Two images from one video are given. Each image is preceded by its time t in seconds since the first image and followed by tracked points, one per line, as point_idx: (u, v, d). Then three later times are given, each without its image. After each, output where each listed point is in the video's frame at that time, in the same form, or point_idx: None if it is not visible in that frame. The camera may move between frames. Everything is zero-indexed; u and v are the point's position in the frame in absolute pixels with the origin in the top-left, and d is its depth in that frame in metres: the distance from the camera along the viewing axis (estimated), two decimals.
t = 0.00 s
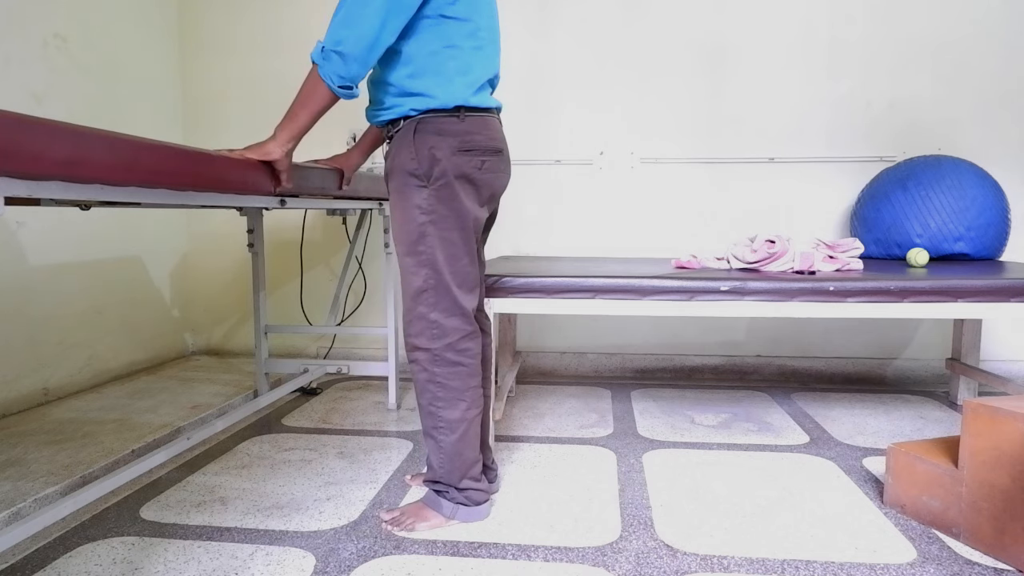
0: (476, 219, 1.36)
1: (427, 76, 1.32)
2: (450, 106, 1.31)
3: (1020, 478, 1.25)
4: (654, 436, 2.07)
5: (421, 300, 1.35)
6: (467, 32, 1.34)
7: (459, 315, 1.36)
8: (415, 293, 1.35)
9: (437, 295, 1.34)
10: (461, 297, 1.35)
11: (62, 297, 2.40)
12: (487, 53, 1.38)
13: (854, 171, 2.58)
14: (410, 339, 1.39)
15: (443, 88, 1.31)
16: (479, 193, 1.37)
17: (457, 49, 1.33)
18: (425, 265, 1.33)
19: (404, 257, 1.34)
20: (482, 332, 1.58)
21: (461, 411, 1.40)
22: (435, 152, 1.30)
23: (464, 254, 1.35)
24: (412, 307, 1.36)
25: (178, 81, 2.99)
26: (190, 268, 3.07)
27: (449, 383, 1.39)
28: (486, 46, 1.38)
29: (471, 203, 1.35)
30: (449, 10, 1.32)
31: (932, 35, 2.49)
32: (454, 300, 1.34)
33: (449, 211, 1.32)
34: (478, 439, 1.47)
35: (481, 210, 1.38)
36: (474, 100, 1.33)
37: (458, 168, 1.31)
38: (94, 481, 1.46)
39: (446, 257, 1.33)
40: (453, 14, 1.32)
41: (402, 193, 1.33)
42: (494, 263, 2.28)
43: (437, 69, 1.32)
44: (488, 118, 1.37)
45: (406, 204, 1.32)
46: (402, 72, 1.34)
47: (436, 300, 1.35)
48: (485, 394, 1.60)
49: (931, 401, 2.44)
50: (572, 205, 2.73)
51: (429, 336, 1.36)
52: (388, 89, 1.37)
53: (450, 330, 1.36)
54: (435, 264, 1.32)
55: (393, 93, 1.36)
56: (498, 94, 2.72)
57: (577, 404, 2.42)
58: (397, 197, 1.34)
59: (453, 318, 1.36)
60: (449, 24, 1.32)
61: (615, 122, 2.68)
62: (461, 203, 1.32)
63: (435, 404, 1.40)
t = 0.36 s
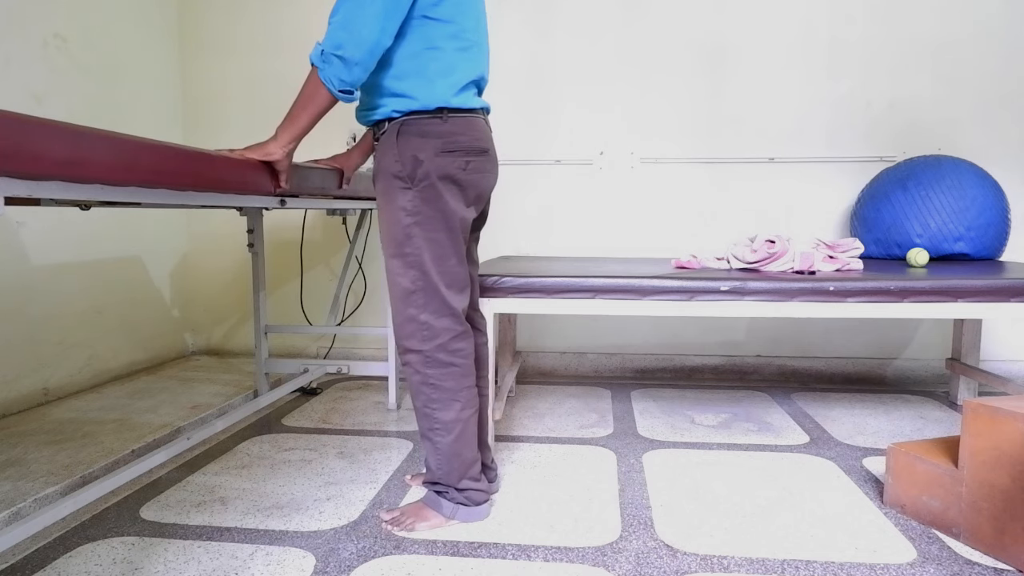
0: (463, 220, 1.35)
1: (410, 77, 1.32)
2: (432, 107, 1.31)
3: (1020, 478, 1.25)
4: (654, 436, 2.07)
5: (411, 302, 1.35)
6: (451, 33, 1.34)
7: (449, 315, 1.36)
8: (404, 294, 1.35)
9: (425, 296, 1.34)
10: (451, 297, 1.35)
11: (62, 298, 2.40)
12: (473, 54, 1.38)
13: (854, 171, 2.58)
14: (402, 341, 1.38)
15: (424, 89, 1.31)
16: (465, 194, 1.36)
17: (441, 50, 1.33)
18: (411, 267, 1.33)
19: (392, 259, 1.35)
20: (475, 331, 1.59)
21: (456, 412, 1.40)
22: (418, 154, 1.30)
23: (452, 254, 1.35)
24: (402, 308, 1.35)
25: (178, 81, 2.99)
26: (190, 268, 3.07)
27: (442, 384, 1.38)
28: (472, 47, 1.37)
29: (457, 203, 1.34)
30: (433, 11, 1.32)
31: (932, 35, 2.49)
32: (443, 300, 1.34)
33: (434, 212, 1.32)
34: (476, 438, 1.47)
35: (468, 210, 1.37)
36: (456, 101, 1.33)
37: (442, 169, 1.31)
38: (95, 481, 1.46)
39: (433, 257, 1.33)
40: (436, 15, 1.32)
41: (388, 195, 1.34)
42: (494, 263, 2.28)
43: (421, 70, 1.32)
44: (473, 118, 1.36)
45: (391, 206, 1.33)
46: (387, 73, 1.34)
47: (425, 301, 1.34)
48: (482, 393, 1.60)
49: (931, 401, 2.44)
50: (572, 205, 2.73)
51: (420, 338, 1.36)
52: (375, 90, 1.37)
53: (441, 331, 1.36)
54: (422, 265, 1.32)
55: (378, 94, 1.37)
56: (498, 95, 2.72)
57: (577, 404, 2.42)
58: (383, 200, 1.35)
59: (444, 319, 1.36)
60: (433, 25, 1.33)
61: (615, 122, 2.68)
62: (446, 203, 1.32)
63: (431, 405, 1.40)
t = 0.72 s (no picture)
0: (445, 209, 1.35)
1: (390, 68, 1.33)
2: (413, 98, 1.32)
3: (1020, 478, 1.25)
4: (654, 436, 2.07)
5: (394, 291, 1.34)
6: (431, 24, 1.34)
7: (433, 304, 1.36)
8: (388, 284, 1.34)
9: (409, 286, 1.34)
10: (435, 287, 1.35)
11: (62, 298, 2.40)
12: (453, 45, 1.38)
13: (854, 171, 2.58)
14: (387, 332, 1.37)
15: (404, 80, 1.32)
16: (447, 183, 1.37)
17: (421, 42, 1.33)
18: (395, 256, 1.32)
19: (375, 249, 1.34)
20: (461, 321, 1.60)
21: (444, 400, 1.40)
22: (399, 144, 1.30)
23: (435, 244, 1.35)
24: (385, 298, 1.35)
25: (178, 80, 2.99)
26: (190, 268, 3.07)
27: (428, 373, 1.38)
28: (452, 39, 1.38)
29: (439, 193, 1.34)
30: (414, 3, 1.32)
31: (932, 35, 2.49)
32: (427, 290, 1.34)
33: (416, 201, 1.32)
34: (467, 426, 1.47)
35: (450, 199, 1.38)
36: (436, 92, 1.33)
37: (424, 159, 1.31)
38: (95, 481, 1.46)
39: (416, 247, 1.32)
40: (417, 6, 1.32)
41: (369, 186, 1.33)
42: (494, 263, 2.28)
43: (400, 61, 1.33)
44: (452, 108, 1.37)
45: (373, 196, 1.32)
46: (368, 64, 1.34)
47: (409, 290, 1.34)
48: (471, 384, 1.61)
49: (931, 401, 2.44)
50: (572, 205, 2.73)
51: (405, 327, 1.36)
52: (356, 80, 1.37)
53: (427, 319, 1.35)
54: (406, 255, 1.32)
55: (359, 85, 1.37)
56: (499, 94, 2.72)
57: (577, 404, 2.42)
58: (365, 190, 1.34)
59: (428, 308, 1.35)
60: (413, 16, 1.32)
61: (615, 121, 2.68)
62: (427, 193, 1.32)
63: (419, 395, 1.39)
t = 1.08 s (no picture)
0: (432, 188, 1.35)
1: (379, 47, 1.33)
2: (403, 76, 1.32)
3: (1020, 478, 1.25)
4: (654, 436, 2.07)
5: (379, 270, 1.33)
6: (419, 4, 1.35)
7: (418, 285, 1.35)
8: (372, 263, 1.33)
9: (395, 265, 1.33)
10: (420, 267, 1.34)
11: (62, 298, 2.40)
12: (440, 26, 1.39)
13: (854, 171, 2.58)
14: (370, 312, 1.36)
15: (393, 59, 1.32)
16: (435, 163, 1.37)
17: (409, 21, 1.34)
18: (381, 234, 1.31)
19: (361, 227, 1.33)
20: (445, 304, 1.62)
21: (428, 380, 1.38)
22: (390, 121, 1.30)
23: (421, 224, 1.34)
24: (370, 277, 1.34)
25: (177, 80, 2.99)
26: (190, 268, 3.07)
27: (411, 353, 1.36)
28: (439, 19, 1.39)
29: (426, 172, 1.34)
30: None
31: (932, 35, 2.49)
32: (412, 270, 1.33)
33: (405, 179, 1.31)
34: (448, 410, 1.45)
35: (438, 180, 1.38)
36: (426, 70, 1.34)
37: (414, 137, 1.31)
38: (95, 482, 1.46)
39: (403, 226, 1.32)
40: None
41: (358, 163, 1.32)
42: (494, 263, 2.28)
43: (389, 40, 1.33)
44: (442, 88, 1.37)
45: (362, 174, 1.31)
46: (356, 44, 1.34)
47: (394, 270, 1.33)
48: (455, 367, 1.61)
49: (931, 401, 2.44)
50: (572, 205, 2.73)
51: (388, 306, 1.34)
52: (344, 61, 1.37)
53: (410, 300, 1.34)
54: (392, 233, 1.31)
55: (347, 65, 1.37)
56: (499, 95, 2.72)
57: (577, 404, 2.42)
58: (353, 168, 1.33)
59: (412, 288, 1.34)
60: None
61: (615, 121, 2.68)
62: (416, 171, 1.31)
63: (402, 375, 1.37)
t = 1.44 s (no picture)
0: (427, 187, 1.35)
1: (376, 47, 1.33)
2: (399, 76, 1.32)
3: (1020, 478, 1.25)
4: (654, 436, 2.07)
5: (376, 269, 1.33)
6: (416, 5, 1.35)
7: (415, 284, 1.35)
8: (370, 262, 1.32)
9: (392, 264, 1.32)
10: (417, 266, 1.34)
11: (62, 298, 2.40)
12: (437, 27, 1.40)
13: (854, 171, 2.58)
14: (367, 311, 1.35)
15: (390, 59, 1.32)
16: (431, 162, 1.37)
17: (407, 21, 1.34)
18: (377, 233, 1.31)
19: (358, 226, 1.33)
20: (443, 302, 1.62)
21: (427, 379, 1.38)
22: (385, 121, 1.30)
23: (417, 222, 1.34)
24: (367, 275, 1.34)
25: (177, 80, 2.99)
26: (190, 268, 3.07)
27: (410, 352, 1.36)
28: (436, 20, 1.39)
29: (422, 171, 1.34)
30: None
31: (932, 35, 2.49)
32: (410, 269, 1.33)
33: (401, 178, 1.31)
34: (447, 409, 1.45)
35: (433, 179, 1.38)
36: (422, 70, 1.34)
37: (409, 136, 1.31)
38: (94, 482, 1.46)
39: (398, 224, 1.32)
40: None
41: (354, 162, 1.32)
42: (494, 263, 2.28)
43: (386, 40, 1.33)
44: (438, 88, 1.38)
45: (357, 173, 1.31)
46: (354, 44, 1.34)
47: (391, 269, 1.33)
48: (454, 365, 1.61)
49: (931, 401, 2.44)
50: (572, 205, 2.73)
51: (386, 306, 1.34)
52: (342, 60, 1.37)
53: (408, 299, 1.34)
54: (388, 232, 1.31)
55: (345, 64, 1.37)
56: (499, 95, 2.72)
57: (577, 404, 2.42)
58: (349, 167, 1.34)
59: (410, 287, 1.34)
60: None
61: (615, 121, 2.68)
62: (412, 170, 1.31)
63: (400, 374, 1.37)
